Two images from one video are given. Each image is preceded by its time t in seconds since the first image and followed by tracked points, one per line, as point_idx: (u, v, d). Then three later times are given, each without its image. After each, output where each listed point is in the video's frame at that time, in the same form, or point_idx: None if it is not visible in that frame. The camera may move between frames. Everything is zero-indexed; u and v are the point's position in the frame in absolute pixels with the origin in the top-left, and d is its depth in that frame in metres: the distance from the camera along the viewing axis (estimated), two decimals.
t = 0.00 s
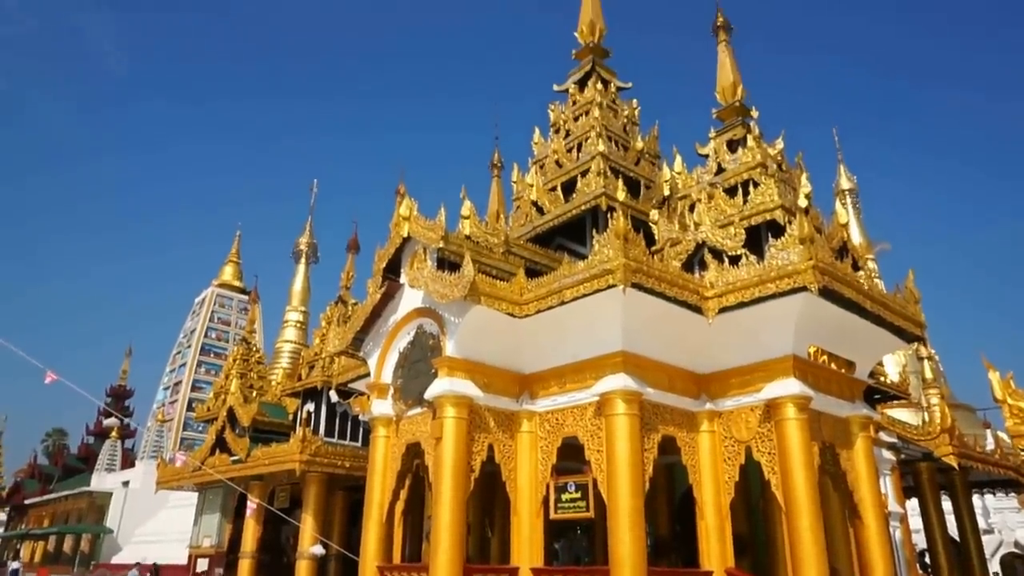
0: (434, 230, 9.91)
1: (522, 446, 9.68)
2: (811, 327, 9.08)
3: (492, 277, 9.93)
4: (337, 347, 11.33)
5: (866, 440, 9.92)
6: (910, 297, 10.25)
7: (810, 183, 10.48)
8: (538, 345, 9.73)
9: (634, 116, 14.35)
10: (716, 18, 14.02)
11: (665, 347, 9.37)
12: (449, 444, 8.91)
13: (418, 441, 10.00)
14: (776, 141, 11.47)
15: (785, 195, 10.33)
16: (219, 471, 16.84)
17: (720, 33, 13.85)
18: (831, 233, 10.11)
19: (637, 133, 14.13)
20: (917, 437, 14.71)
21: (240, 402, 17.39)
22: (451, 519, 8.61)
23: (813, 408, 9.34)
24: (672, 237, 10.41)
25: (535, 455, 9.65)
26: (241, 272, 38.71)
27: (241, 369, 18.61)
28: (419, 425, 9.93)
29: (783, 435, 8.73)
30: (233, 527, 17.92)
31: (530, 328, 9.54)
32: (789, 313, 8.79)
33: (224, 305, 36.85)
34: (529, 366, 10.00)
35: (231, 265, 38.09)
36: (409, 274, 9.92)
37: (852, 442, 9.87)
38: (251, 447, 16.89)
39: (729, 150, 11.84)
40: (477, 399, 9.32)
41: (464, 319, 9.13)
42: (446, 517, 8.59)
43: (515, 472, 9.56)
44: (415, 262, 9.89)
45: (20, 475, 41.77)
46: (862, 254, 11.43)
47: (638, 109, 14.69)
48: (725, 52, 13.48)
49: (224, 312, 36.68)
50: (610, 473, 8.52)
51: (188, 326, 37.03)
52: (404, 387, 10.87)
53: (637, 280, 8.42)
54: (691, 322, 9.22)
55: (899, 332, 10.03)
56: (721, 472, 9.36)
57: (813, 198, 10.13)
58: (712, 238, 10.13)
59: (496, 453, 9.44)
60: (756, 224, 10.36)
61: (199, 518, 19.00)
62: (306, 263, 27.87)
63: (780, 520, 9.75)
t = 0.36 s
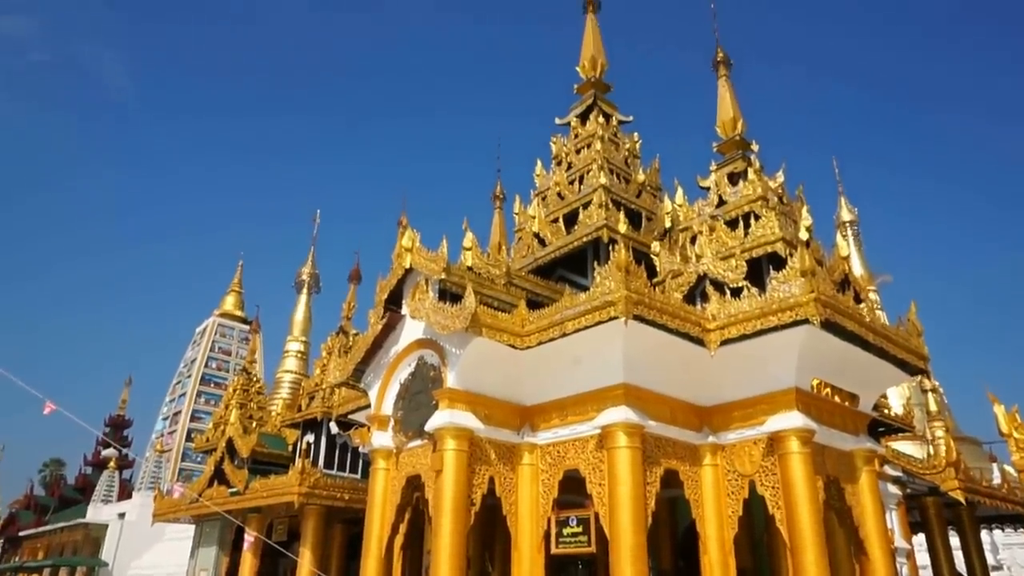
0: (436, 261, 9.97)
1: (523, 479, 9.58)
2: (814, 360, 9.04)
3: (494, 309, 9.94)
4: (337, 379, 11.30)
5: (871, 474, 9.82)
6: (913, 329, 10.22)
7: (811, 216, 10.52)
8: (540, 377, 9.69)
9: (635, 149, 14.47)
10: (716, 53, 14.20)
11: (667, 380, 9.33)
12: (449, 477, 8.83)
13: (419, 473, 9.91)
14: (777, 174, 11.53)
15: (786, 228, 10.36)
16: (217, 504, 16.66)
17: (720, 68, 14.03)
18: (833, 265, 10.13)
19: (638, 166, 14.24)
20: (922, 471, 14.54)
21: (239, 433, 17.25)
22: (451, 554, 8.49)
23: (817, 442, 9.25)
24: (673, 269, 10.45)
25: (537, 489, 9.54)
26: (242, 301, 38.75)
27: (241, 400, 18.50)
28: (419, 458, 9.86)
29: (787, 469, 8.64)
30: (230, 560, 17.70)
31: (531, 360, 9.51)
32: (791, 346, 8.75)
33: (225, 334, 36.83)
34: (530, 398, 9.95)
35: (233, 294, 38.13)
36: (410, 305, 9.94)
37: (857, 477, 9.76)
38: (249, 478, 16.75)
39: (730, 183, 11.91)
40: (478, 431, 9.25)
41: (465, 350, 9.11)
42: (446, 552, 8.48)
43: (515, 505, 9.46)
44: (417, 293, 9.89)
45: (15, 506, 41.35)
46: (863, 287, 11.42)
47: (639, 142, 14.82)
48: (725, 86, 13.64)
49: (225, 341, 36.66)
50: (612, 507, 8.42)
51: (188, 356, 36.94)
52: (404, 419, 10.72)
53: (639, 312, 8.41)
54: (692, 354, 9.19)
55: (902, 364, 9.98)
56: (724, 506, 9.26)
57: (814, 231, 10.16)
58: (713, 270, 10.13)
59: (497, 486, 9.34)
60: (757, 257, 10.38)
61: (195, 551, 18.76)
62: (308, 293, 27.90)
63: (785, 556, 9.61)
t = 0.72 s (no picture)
0: (432, 294, 9.97)
1: (516, 515, 9.45)
2: (810, 400, 9.00)
3: (489, 343, 9.93)
4: (330, 410, 11.21)
5: (867, 517, 9.72)
6: (909, 371, 10.20)
7: (806, 255, 10.58)
8: (534, 412, 9.63)
9: (633, 186, 14.60)
10: (714, 93, 14.41)
11: (662, 417, 9.27)
12: (440, 513, 8.70)
13: (409, 508, 9.78)
14: (772, 213, 11.62)
15: (781, 267, 10.40)
16: (203, 536, 16.44)
17: (717, 107, 14.22)
18: (828, 304, 10.18)
19: (635, 202, 14.34)
20: (919, 514, 14.39)
21: (228, 463, 16.98)
22: None
23: (812, 483, 9.17)
24: (669, 306, 10.55)
25: (529, 526, 9.40)
26: (237, 329, 38.56)
27: (231, 429, 18.28)
28: (410, 492, 9.75)
29: (782, 511, 8.54)
30: None
31: (526, 395, 9.46)
32: (787, 386, 8.73)
33: (218, 362, 36.60)
34: (524, 434, 9.86)
35: (227, 322, 37.97)
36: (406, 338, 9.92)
37: (853, 519, 9.65)
38: (237, 510, 16.49)
39: (726, 222, 11.99)
40: (471, 466, 9.15)
41: (460, 384, 9.05)
42: None
43: (507, 543, 9.31)
44: (412, 326, 9.87)
45: None
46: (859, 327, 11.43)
47: (636, 179, 14.96)
48: (722, 126, 13.81)
49: (217, 369, 36.42)
50: (605, 546, 8.29)
51: (180, 383, 36.64)
52: (397, 452, 10.54)
53: (635, 349, 8.39)
54: (688, 392, 9.15)
55: (897, 406, 9.95)
56: (719, 547, 9.14)
57: (809, 271, 10.20)
58: (709, 308, 10.21)
59: (489, 523, 9.20)
60: (753, 295, 10.40)
61: None
62: (302, 322, 27.80)
63: None
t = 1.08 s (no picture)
0: (394, 308, 9.86)
1: (469, 533, 9.39)
2: (764, 424, 9.15)
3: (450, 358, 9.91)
4: (285, 422, 11.03)
5: (815, 542, 9.88)
6: (860, 399, 10.44)
7: (765, 283, 10.81)
8: (492, 430, 9.60)
9: (599, 208, 14.74)
10: (681, 120, 14.69)
11: (619, 438, 9.32)
12: (392, 529, 8.61)
13: (361, 523, 9.65)
14: (734, 240, 11.84)
15: (741, 293, 10.57)
16: (147, 547, 16.04)
17: (684, 135, 14.49)
18: (784, 331, 10.41)
19: (601, 224, 14.48)
20: (865, 540, 14.86)
21: (177, 473, 16.53)
22: None
23: (763, 507, 9.30)
24: (630, 327, 10.63)
25: (482, 544, 9.35)
26: (193, 336, 37.71)
27: (181, 438, 17.80)
28: (363, 507, 9.61)
29: (733, 534, 8.64)
30: None
31: (485, 411, 9.43)
32: (742, 410, 8.85)
33: (171, 369, 35.74)
34: (480, 450, 9.82)
35: (183, 328, 37.11)
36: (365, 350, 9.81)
37: (801, 543, 9.81)
38: (183, 521, 16.07)
39: (689, 247, 12.16)
40: (426, 482, 9.06)
41: (419, 399, 8.99)
42: None
43: (459, 561, 9.23)
44: (373, 338, 9.78)
45: None
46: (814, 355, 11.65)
47: (604, 201, 15.12)
48: (688, 153, 14.06)
49: (170, 376, 35.58)
50: (557, 565, 8.29)
51: (130, 389, 35.67)
52: (352, 466, 10.20)
53: (594, 369, 8.44)
54: (645, 414, 9.23)
55: (848, 433, 10.17)
56: (670, 568, 9.21)
57: (768, 298, 10.39)
58: (669, 331, 10.32)
59: (441, 540, 9.12)
60: (713, 320, 10.55)
61: None
62: (261, 331, 27.33)
63: None
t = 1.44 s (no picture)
0: (313, 299, 9.65)
1: (377, 529, 9.30)
2: (673, 429, 9.40)
3: (367, 352, 9.79)
4: (190, 411, 10.62)
5: (713, 542, 10.24)
6: (763, 407, 10.89)
7: (681, 291, 11.12)
8: (406, 426, 9.52)
9: (526, 210, 14.85)
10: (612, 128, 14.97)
11: (533, 438, 9.42)
12: (297, 524, 8.43)
13: (265, 518, 9.43)
14: (654, 249, 12.14)
15: (658, 301, 10.86)
16: (30, 540, 15.13)
17: (613, 143, 14.77)
18: (697, 339, 10.74)
19: (527, 226, 14.59)
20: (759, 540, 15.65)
21: (69, 462, 15.67)
22: None
23: (667, 508, 9.58)
24: (549, 328, 10.83)
25: (389, 541, 9.29)
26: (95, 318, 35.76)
27: (76, 426, 16.87)
28: (267, 501, 9.39)
29: (637, 534, 8.87)
30: None
31: (401, 406, 9.34)
32: (652, 415, 9.09)
33: (70, 352, 33.82)
34: (393, 447, 9.73)
35: (85, 309, 35.12)
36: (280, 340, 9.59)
37: (700, 544, 10.17)
38: (73, 513, 15.25)
39: (612, 253, 12.38)
40: (335, 477, 8.91)
41: (333, 392, 8.82)
42: None
43: (364, 557, 9.12)
44: (289, 329, 9.56)
45: None
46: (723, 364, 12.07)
47: (531, 203, 15.23)
48: (616, 161, 14.34)
49: (67, 360, 33.69)
50: (463, 563, 8.31)
51: (22, 372, 33.55)
52: (258, 459, 9.98)
53: (511, 368, 8.51)
54: (559, 415, 9.35)
55: (751, 439, 10.60)
56: (575, 567, 9.41)
57: (683, 307, 10.68)
58: (588, 334, 10.53)
59: (348, 536, 9.00)
60: (630, 326, 10.76)
61: None
62: (171, 317, 26.17)
63: None
